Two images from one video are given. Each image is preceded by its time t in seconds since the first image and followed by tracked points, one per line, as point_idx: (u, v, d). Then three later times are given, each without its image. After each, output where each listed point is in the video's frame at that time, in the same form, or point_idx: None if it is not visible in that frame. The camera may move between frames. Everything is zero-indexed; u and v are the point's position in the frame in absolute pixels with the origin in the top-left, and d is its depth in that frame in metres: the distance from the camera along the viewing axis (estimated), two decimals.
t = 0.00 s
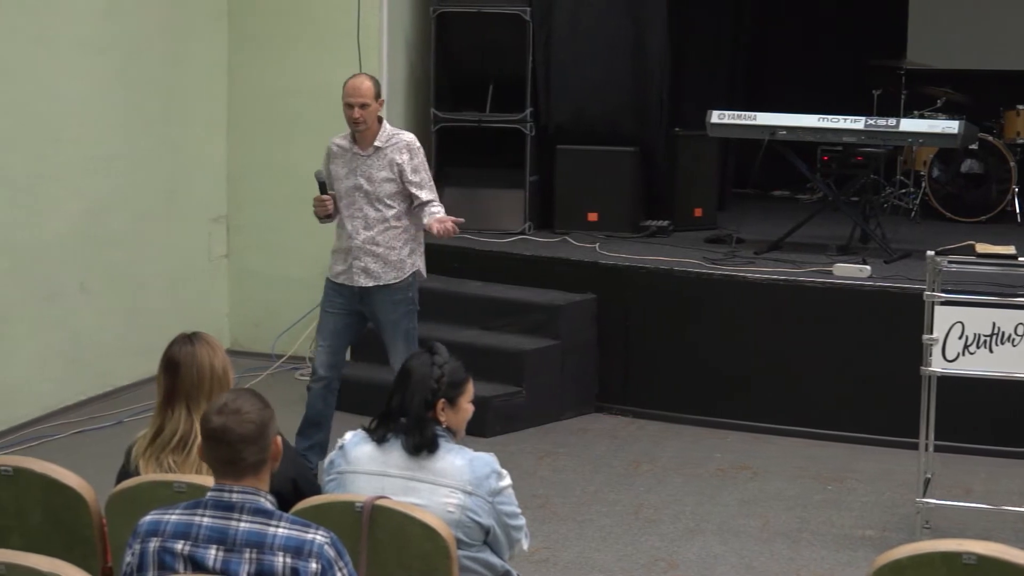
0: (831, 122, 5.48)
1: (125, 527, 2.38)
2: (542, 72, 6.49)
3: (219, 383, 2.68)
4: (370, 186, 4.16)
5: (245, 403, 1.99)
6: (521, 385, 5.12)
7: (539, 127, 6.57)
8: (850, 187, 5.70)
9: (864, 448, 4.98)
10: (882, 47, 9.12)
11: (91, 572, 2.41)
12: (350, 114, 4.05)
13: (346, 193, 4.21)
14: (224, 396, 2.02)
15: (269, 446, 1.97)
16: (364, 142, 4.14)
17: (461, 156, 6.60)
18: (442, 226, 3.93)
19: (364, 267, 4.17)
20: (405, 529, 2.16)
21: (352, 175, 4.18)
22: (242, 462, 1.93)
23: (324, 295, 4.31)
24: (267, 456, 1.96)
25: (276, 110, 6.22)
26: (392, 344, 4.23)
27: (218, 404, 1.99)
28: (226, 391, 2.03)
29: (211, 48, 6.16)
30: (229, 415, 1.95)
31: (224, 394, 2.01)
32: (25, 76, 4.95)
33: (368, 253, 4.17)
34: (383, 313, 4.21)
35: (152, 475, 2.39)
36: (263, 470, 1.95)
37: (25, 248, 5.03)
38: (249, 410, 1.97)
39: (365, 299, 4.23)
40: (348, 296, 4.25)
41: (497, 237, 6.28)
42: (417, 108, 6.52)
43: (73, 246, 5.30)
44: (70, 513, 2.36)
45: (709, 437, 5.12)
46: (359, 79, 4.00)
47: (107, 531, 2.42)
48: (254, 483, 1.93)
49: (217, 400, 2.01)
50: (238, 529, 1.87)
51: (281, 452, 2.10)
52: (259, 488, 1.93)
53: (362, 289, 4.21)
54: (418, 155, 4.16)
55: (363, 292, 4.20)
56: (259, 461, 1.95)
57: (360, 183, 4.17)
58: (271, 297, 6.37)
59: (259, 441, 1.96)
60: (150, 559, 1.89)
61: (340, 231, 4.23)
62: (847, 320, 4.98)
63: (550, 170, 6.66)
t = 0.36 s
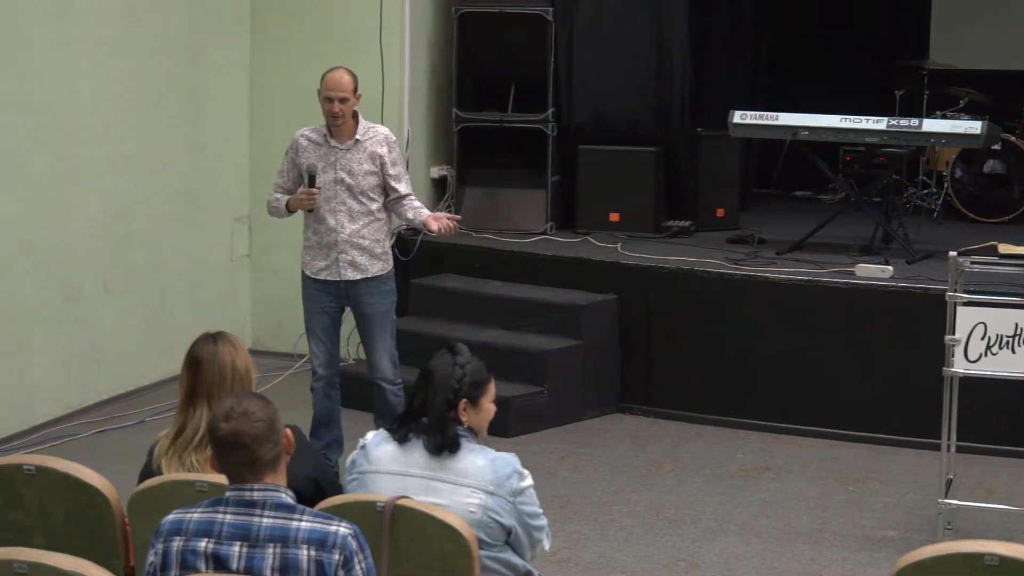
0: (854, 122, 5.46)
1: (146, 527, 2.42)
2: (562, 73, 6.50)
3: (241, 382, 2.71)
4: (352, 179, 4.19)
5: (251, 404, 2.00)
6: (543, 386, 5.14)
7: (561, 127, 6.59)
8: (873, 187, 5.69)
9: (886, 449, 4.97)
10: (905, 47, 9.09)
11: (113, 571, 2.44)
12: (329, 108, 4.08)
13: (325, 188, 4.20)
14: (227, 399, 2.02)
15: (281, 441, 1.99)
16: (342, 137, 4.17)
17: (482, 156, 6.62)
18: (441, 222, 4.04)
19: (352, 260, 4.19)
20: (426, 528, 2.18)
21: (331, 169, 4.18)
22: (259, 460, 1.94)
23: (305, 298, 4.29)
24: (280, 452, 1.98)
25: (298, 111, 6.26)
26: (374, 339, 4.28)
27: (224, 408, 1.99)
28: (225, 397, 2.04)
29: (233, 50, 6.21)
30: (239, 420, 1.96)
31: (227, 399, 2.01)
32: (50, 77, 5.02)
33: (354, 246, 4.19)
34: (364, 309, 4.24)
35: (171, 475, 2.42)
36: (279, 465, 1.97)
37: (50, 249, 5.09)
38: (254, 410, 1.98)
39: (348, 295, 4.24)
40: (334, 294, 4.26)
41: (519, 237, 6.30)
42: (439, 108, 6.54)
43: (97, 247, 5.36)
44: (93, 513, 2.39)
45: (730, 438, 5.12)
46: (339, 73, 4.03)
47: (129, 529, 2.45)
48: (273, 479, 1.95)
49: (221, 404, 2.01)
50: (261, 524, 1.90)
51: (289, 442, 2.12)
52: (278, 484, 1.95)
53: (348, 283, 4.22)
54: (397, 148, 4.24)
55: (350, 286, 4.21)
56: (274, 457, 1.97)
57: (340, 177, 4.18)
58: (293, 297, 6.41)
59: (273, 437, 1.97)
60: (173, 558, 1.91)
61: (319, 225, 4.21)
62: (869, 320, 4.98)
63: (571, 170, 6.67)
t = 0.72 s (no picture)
0: (869, 122, 5.45)
1: (162, 526, 2.44)
2: (577, 72, 6.50)
3: (251, 379, 2.71)
4: (355, 176, 4.24)
5: (273, 405, 2.02)
6: (557, 386, 5.15)
7: (576, 127, 6.59)
8: (888, 188, 5.68)
9: (901, 450, 4.96)
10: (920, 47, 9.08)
11: (129, 570, 2.46)
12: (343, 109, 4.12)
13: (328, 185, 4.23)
14: (250, 399, 2.04)
15: (301, 444, 2.01)
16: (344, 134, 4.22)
17: (497, 156, 6.63)
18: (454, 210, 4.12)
19: (360, 255, 4.24)
20: (441, 528, 2.19)
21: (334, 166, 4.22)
22: (279, 463, 1.96)
23: (309, 299, 4.25)
24: (300, 455, 2.00)
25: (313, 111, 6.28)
26: (375, 335, 4.34)
27: (245, 408, 2.02)
28: (249, 397, 2.06)
29: (249, 51, 6.24)
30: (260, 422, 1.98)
31: (250, 399, 2.03)
32: (66, 78, 5.05)
33: (361, 242, 4.24)
34: (366, 305, 4.31)
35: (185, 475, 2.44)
36: (298, 469, 1.99)
37: (66, 248, 5.12)
38: (277, 412, 2.00)
39: (353, 293, 4.28)
40: (341, 294, 4.28)
41: (534, 237, 6.31)
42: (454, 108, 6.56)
43: (113, 247, 5.39)
44: (108, 512, 2.41)
45: (745, 438, 5.12)
46: (351, 75, 4.10)
47: (143, 529, 2.47)
48: (291, 481, 1.97)
49: (243, 404, 2.04)
50: (276, 525, 1.91)
51: (309, 445, 2.14)
52: (295, 486, 1.97)
53: (355, 279, 4.26)
54: (385, 144, 4.36)
55: (358, 281, 4.26)
56: (294, 461, 1.99)
57: (344, 174, 4.23)
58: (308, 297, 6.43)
59: (293, 441, 1.99)
60: (188, 558, 1.93)
61: (326, 222, 4.21)
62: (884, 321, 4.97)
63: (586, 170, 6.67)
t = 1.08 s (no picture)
0: (875, 122, 5.44)
1: (166, 526, 2.44)
2: (582, 72, 6.50)
3: (248, 377, 2.68)
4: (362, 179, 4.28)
5: (282, 406, 2.03)
6: (562, 386, 5.15)
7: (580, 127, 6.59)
8: (893, 188, 5.67)
9: (906, 450, 4.96)
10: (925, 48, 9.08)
11: (133, 570, 2.47)
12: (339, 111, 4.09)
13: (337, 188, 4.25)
14: (260, 399, 2.05)
15: (308, 446, 2.02)
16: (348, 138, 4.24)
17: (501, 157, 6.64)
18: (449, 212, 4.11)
19: (367, 258, 4.28)
20: (445, 527, 2.19)
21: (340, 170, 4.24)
22: (285, 463, 1.97)
23: (317, 300, 4.25)
24: (307, 457, 2.00)
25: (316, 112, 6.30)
26: (374, 329, 4.37)
27: (254, 408, 2.03)
28: (258, 398, 2.07)
29: (253, 52, 6.25)
30: (269, 421, 1.99)
31: (259, 399, 2.04)
32: (73, 78, 5.07)
33: (367, 244, 4.28)
34: (365, 304, 4.34)
35: (190, 474, 2.44)
36: (304, 470, 2.00)
37: (71, 249, 5.13)
38: (285, 412, 2.01)
39: (356, 292, 4.31)
40: (347, 293, 4.29)
41: (538, 237, 6.31)
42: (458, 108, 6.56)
43: (118, 248, 5.40)
44: (113, 512, 2.42)
45: (750, 438, 5.12)
46: (353, 78, 4.10)
47: (148, 528, 2.48)
48: (297, 482, 1.98)
49: (253, 404, 2.05)
50: (281, 525, 1.91)
51: (317, 447, 2.14)
52: (301, 486, 1.98)
53: (361, 282, 4.29)
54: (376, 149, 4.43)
55: (365, 283, 4.29)
56: (300, 462, 1.99)
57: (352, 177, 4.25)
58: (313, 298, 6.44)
59: (299, 441, 2.00)
60: (193, 557, 1.94)
61: (338, 226, 4.22)
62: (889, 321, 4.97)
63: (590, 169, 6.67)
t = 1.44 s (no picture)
0: (874, 122, 5.44)
1: (166, 526, 2.44)
2: (582, 72, 6.50)
3: (253, 373, 2.70)
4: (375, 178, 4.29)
5: (282, 405, 2.03)
6: (562, 386, 5.15)
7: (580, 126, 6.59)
8: (893, 188, 5.67)
9: (905, 450, 4.96)
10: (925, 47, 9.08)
11: (133, 570, 2.47)
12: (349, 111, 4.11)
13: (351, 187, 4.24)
14: (260, 399, 2.05)
15: (308, 446, 2.02)
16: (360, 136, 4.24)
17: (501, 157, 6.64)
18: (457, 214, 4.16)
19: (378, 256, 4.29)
20: (445, 526, 2.19)
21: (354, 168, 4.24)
22: (285, 463, 1.97)
23: (331, 298, 4.25)
24: (307, 457, 2.00)
25: (317, 112, 6.30)
26: (381, 328, 4.37)
27: (254, 408, 2.03)
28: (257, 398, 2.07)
29: (253, 51, 6.25)
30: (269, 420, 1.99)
31: (260, 398, 2.04)
32: (72, 78, 5.06)
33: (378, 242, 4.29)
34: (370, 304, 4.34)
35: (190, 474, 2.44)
36: (304, 470, 2.00)
37: (71, 249, 5.13)
38: (284, 411, 2.01)
39: (367, 292, 4.31)
40: (358, 292, 4.29)
41: (538, 237, 6.31)
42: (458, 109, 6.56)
43: (118, 247, 5.40)
44: (113, 512, 2.42)
45: (750, 438, 5.11)
46: (362, 78, 4.12)
47: (148, 528, 2.48)
48: (296, 482, 1.98)
49: (253, 403, 2.05)
50: (281, 525, 1.91)
51: (317, 447, 2.14)
52: (300, 486, 1.97)
53: (370, 281, 4.30)
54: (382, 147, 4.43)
55: (375, 281, 4.31)
56: (300, 461, 1.99)
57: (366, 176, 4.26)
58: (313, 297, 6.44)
59: (299, 441, 2.00)
60: (193, 557, 1.94)
61: (353, 224, 4.23)
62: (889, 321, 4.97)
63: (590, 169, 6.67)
